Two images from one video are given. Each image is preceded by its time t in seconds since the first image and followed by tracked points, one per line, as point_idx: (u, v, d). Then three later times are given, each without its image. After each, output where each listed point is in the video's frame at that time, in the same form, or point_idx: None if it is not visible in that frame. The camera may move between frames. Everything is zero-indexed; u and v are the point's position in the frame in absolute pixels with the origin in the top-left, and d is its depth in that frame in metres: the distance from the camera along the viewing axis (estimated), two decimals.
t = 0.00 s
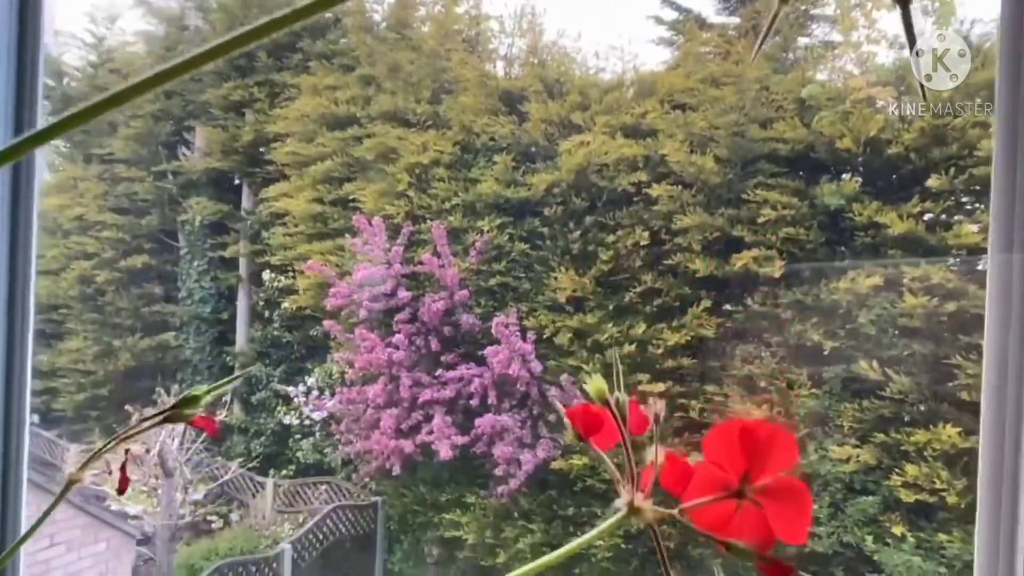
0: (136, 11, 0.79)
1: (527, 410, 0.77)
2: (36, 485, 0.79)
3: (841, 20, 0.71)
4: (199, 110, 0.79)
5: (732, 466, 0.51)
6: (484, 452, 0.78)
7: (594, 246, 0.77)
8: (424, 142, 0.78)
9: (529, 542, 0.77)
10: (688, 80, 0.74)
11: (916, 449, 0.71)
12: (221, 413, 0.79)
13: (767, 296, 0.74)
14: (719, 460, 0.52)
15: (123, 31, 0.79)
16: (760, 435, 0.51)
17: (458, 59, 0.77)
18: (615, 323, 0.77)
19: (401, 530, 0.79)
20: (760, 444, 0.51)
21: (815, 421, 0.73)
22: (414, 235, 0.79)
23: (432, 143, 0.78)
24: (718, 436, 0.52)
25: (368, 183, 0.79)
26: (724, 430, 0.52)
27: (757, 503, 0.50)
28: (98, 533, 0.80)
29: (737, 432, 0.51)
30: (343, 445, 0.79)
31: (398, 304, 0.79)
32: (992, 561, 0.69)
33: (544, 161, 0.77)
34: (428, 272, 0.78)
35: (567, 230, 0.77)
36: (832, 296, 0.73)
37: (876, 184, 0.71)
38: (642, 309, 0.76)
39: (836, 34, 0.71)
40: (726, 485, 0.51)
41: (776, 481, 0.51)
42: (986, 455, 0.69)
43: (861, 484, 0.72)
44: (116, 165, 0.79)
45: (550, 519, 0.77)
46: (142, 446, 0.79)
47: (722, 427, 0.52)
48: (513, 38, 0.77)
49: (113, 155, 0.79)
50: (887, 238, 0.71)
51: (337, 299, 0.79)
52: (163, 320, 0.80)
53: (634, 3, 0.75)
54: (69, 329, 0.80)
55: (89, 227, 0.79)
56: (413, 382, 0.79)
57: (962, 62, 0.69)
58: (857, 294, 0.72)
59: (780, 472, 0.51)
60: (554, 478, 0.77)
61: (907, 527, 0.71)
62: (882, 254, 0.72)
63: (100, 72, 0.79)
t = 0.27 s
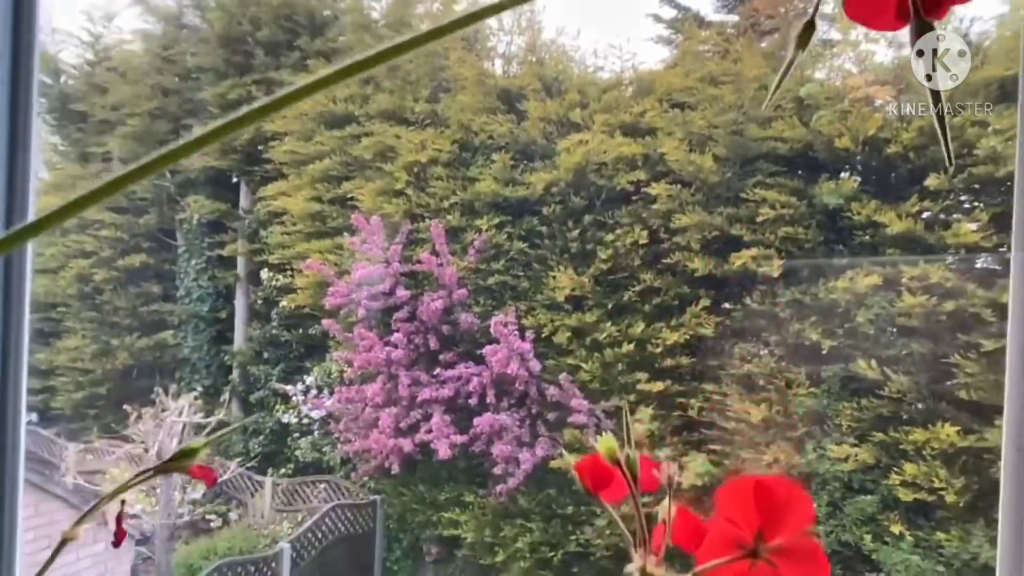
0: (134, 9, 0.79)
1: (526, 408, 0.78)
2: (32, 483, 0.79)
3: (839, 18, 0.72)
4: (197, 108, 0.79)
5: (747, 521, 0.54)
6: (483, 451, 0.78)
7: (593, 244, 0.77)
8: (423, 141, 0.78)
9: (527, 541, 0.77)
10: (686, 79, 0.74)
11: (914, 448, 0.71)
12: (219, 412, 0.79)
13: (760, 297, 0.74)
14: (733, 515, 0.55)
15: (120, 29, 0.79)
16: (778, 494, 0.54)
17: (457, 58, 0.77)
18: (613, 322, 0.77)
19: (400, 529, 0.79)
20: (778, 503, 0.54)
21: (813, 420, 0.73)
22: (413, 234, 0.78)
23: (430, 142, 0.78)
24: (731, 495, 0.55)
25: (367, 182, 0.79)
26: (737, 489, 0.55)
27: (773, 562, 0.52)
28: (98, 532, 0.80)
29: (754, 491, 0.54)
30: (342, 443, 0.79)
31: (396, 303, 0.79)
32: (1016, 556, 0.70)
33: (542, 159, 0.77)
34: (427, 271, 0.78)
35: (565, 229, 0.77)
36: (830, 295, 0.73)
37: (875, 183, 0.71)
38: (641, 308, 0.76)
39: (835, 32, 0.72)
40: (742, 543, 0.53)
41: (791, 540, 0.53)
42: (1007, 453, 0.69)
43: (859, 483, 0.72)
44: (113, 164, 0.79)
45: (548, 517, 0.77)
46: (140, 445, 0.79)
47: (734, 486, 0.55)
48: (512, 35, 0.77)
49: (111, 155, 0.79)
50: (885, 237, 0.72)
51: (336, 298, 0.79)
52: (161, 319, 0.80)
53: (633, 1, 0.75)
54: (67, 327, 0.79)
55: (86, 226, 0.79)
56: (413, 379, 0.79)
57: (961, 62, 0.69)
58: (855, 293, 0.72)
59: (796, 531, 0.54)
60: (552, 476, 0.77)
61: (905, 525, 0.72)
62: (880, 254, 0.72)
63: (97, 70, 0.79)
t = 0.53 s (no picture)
0: (127, 14, 0.78)
1: (522, 413, 0.78)
2: (26, 492, 0.79)
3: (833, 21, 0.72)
4: (193, 114, 0.79)
5: None
6: (479, 456, 0.78)
7: (589, 249, 0.77)
8: (418, 146, 0.78)
9: (524, 546, 0.78)
10: (681, 83, 0.74)
11: (910, 451, 0.71)
12: (215, 419, 0.79)
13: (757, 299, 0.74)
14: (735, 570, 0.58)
15: (114, 34, 0.78)
16: (777, 552, 0.59)
17: (451, 62, 0.77)
18: (609, 326, 0.77)
19: (397, 535, 0.79)
20: (778, 561, 0.58)
21: (809, 423, 0.73)
22: (408, 239, 0.79)
23: (426, 146, 0.78)
24: (735, 554, 0.58)
25: (362, 187, 0.79)
26: (741, 548, 0.58)
27: None
28: (94, 541, 0.79)
29: (757, 549, 0.58)
30: (338, 449, 0.79)
31: (391, 308, 0.79)
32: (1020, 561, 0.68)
33: (538, 164, 0.77)
34: (422, 276, 0.79)
35: (561, 233, 0.77)
36: (826, 299, 0.73)
37: (870, 187, 0.72)
38: (637, 312, 0.76)
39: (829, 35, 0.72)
40: None
41: None
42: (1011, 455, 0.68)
43: (856, 486, 0.72)
44: (107, 170, 0.79)
45: (545, 522, 0.77)
46: (135, 452, 0.79)
47: (738, 546, 0.58)
48: (506, 40, 0.76)
49: (106, 160, 0.79)
50: (880, 241, 0.72)
51: (331, 303, 0.79)
52: (156, 325, 0.79)
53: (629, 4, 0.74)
54: (62, 334, 0.79)
55: (80, 232, 0.79)
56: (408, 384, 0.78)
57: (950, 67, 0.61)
58: (850, 296, 0.72)
59: None
60: (548, 481, 0.77)
61: (902, 528, 0.72)
62: (875, 257, 0.72)
63: (91, 76, 0.78)
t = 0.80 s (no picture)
0: (121, 18, 0.78)
1: (517, 417, 0.78)
2: (20, 499, 0.79)
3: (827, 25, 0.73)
4: (185, 118, 0.78)
5: None
6: (474, 460, 0.78)
7: (583, 253, 0.77)
8: (412, 150, 0.78)
9: (519, 550, 0.78)
10: (675, 87, 0.74)
11: (904, 454, 0.71)
12: (209, 423, 0.79)
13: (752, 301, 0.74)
14: None
15: (107, 38, 0.78)
16: None
17: (446, 66, 0.77)
18: (605, 329, 0.77)
19: (392, 540, 0.79)
20: None
21: (804, 427, 0.73)
22: (402, 243, 0.78)
23: (419, 150, 0.78)
24: None
25: (356, 191, 0.78)
26: None
27: None
28: (86, 547, 0.79)
29: None
30: (333, 453, 0.78)
31: (386, 312, 0.78)
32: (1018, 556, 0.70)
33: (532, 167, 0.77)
34: (417, 280, 0.78)
35: (556, 237, 0.77)
36: (819, 303, 0.73)
37: (863, 190, 0.71)
38: (631, 315, 0.76)
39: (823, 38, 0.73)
40: None
41: None
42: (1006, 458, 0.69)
43: (851, 489, 0.72)
44: (101, 174, 0.78)
45: (541, 526, 0.78)
46: (129, 458, 0.78)
47: None
48: (500, 44, 0.77)
49: (99, 164, 0.78)
50: (873, 244, 0.72)
51: (326, 307, 0.78)
52: (148, 329, 0.78)
53: (622, 8, 0.75)
54: (54, 339, 0.78)
55: (74, 236, 0.78)
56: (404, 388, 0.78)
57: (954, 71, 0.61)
58: (844, 300, 0.72)
59: None
60: (544, 485, 0.78)
61: (897, 531, 0.72)
62: (869, 260, 0.72)
63: (84, 80, 0.78)
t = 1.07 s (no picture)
0: (115, 21, 0.76)
1: (512, 422, 0.78)
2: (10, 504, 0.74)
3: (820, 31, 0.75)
4: (180, 122, 0.77)
5: None
6: (469, 465, 0.78)
7: (579, 257, 0.76)
8: (407, 154, 0.78)
9: (514, 555, 0.78)
10: (670, 93, 0.75)
11: (898, 460, 0.74)
12: (203, 428, 0.76)
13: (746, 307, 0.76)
14: None
15: (102, 41, 0.76)
16: None
17: (441, 71, 0.77)
18: (600, 334, 0.77)
19: (388, 544, 0.79)
20: None
21: (798, 432, 0.75)
22: (397, 248, 0.78)
23: (415, 154, 0.78)
24: None
25: (351, 196, 0.78)
26: None
27: None
28: (78, 554, 0.76)
29: None
30: (327, 459, 0.78)
31: (382, 317, 0.77)
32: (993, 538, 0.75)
33: (527, 172, 0.77)
34: (413, 285, 0.77)
35: (551, 242, 0.77)
36: (814, 308, 0.75)
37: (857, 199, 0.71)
38: (627, 320, 0.77)
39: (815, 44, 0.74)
40: None
41: None
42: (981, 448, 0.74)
43: (845, 494, 0.75)
44: (95, 177, 0.76)
45: (535, 531, 0.78)
46: (122, 463, 0.75)
47: None
48: (495, 49, 0.77)
49: (93, 167, 0.76)
50: (865, 251, 0.74)
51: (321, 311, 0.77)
52: (144, 332, 0.77)
53: (617, 13, 0.76)
54: (48, 343, 0.76)
55: (67, 240, 0.76)
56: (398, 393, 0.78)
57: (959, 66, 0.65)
58: (838, 305, 0.74)
59: None
60: (539, 489, 0.78)
61: (891, 536, 0.75)
62: (862, 265, 0.74)
63: (78, 83, 0.76)
